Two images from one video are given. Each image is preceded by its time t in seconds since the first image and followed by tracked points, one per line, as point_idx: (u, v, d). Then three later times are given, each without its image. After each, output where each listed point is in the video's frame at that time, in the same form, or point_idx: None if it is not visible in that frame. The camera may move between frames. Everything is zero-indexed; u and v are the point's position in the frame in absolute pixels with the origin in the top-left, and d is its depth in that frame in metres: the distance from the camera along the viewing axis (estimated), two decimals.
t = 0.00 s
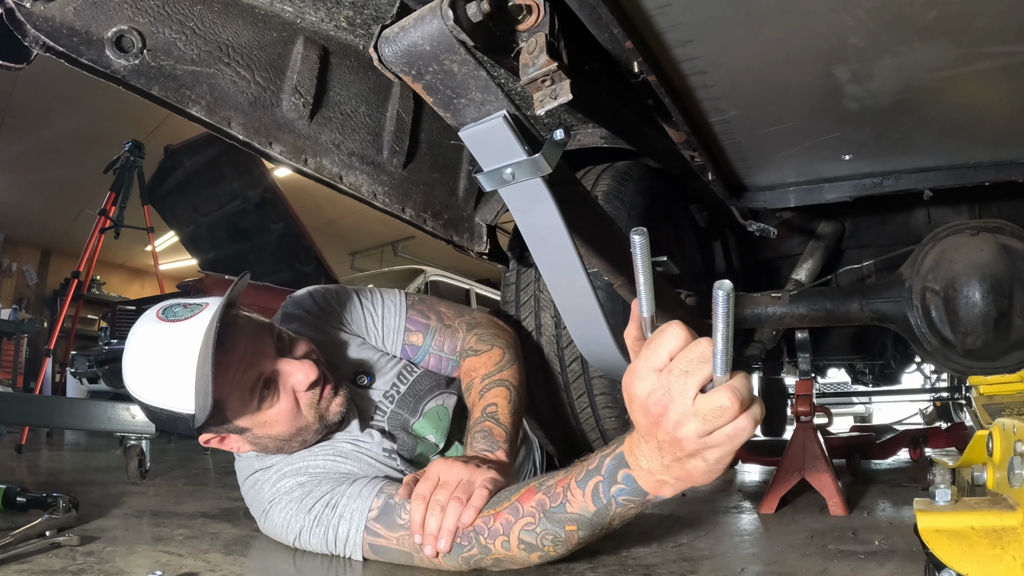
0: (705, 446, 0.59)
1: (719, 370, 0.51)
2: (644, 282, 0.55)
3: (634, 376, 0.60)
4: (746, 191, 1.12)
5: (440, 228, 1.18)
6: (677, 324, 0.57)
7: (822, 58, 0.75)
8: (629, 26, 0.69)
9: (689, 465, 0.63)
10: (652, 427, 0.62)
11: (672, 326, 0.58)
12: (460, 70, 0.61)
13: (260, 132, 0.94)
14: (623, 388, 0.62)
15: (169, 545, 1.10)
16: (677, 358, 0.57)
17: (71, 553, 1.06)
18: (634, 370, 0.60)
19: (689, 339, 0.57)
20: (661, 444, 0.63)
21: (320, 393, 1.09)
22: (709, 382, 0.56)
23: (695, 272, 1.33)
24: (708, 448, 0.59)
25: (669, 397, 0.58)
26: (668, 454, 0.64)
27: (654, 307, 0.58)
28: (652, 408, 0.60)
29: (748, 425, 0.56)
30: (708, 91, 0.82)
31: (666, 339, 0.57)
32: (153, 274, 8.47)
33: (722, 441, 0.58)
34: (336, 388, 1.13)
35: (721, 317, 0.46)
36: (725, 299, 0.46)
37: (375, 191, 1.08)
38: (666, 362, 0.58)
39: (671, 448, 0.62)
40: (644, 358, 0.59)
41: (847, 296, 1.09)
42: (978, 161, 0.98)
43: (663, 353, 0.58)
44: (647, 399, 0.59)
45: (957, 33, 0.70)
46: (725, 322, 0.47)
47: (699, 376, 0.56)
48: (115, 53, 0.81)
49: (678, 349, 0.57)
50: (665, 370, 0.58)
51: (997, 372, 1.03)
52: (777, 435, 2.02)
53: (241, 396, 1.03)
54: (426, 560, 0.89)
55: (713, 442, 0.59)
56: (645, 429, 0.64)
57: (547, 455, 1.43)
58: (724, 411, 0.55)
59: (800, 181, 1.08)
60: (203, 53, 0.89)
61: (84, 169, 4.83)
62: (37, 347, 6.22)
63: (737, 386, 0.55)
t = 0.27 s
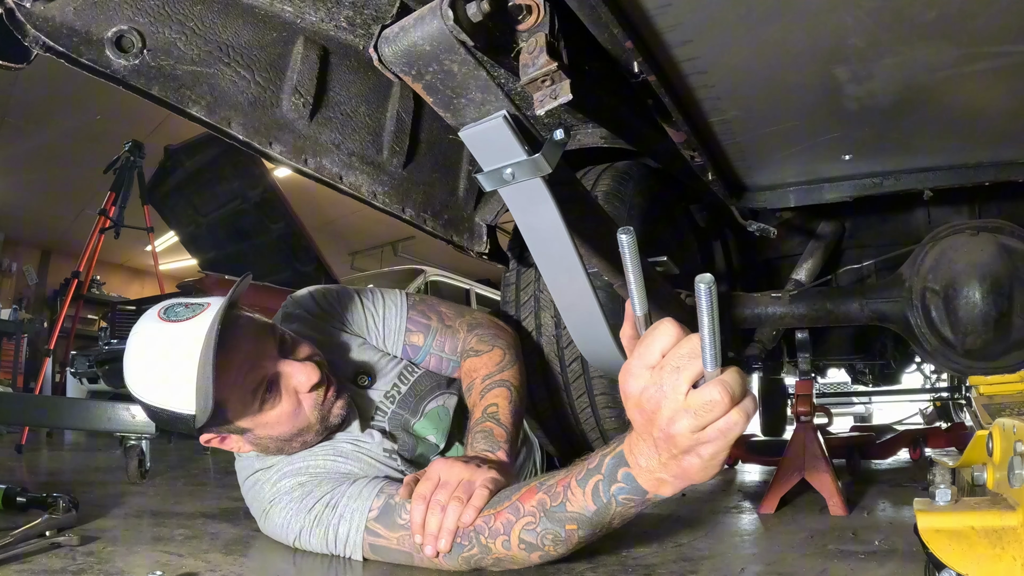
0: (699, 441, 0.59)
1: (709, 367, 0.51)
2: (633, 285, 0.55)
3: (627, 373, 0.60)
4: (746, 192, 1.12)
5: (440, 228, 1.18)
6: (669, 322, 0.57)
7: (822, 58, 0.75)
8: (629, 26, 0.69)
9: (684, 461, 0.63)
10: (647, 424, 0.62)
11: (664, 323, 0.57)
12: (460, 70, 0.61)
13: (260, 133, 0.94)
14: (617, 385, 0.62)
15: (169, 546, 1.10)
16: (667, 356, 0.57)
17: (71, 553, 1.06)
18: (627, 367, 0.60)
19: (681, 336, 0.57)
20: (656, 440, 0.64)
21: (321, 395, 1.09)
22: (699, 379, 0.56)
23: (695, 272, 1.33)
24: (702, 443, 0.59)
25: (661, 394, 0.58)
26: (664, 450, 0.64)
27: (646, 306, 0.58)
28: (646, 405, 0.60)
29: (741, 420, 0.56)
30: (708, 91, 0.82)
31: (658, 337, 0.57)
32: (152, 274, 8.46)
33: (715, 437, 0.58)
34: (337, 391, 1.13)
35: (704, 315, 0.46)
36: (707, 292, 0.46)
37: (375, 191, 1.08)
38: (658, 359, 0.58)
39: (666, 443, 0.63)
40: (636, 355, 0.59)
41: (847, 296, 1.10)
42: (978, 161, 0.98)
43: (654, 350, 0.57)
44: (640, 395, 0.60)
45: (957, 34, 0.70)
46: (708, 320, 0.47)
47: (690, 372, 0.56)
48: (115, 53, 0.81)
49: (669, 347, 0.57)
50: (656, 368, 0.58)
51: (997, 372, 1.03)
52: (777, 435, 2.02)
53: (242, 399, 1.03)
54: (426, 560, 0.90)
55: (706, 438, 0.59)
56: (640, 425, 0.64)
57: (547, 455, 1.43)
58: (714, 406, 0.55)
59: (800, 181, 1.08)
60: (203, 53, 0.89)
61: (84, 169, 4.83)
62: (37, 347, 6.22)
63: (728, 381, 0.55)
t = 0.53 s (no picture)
0: (699, 442, 0.59)
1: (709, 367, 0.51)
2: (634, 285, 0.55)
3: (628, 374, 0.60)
4: (746, 191, 1.12)
5: (440, 228, 1.18)
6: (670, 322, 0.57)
7: (822, 58, 0.75)
8: (629, 26, 0.69)
9: (684, 462, 0.63)
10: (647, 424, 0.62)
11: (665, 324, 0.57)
12: (460, 70, 0.61)
13: (260, 133, 0.94)
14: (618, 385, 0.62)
15: (169, 545, 1.10)
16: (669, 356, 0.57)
17: (71, 553, 1.06)
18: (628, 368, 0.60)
19: (681, 337, 0.57)
20: (656, 440, 0.64)
21: (321, 399, 1.09)
22: (700, 379, 0.56)
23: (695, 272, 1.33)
24: (702, 444, 0.59)
25: (661, 394, 0.58)
26: (664, 451, 0.64)
27: (646, 306, 0.58)
28: (646, 405, 0.60)
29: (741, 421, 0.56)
30: (708, 91, 0.82)
31: (658, 337, 0.57)
32: (153, 274, 8.46)
33: (715, 438, 0.58)
34: (338, 393, 1.13)
35: (704, 314, 0.46)
36: (707, 293, 0.46)
37: (375, 191, 1.08)
38: (658, 360, 0.58)
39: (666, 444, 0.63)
40: (637, 356, 0.59)
41: (847, 296, 1.09)
42: (978, 161, 0.98)
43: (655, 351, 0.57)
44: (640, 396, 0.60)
45: (957, 33, 0.70)
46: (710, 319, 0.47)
47: (690, 373, 0.56)
48: (115, 53, 0.81)
49: (670, 348, 0.57)
50: (657, 368, 0.58)
51: (997, 372, 1.03)
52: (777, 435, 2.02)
53: (243, 401, 1.03)
54: (426, 560, 0.89)
55: (706, 438, 0.59)
56: (640, 426, 0.64)
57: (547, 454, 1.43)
58: (714, 407, 0.55)
59: (800, 181, 1.08)
60: (203, 53, 0.88)
61: (84, 169, 4.83)
62: (37, 347, 6.22)
63: (728, 381, 0.55)
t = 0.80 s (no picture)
0: (693, 443, 0.59)
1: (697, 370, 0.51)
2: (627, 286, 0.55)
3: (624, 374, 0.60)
4: (746, 192, 1.12)
5: (440, 228, 1.18)
6: (663, 323, 0.57)
7: (822, 58, 0.75)
8: (629, 26, 0.69)
9: (681, 462, 0.63)
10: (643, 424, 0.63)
11: (659, 325, 0.57)
12: (460, 70, 0.61)
13: (260, 133, 0.94)
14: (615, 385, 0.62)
15: (169, 545, 1.11)
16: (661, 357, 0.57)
17: (71, 553, 1.06)
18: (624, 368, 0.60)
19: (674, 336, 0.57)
20: (653, 440, 0.64)
21: (322, 397, 1.09)
22: (691, 380, 0.56)
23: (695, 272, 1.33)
24: (696, 444, 0.59)
25: (654, 395, 0.58)
26: (662, 450, 0.64)
27: (644, 305, 0.58)
28: (641, 405, 0.60)
29: (733, 422, 0.56)
30: (708, 91, 0.82)
31: (651, 337, 0.57)
32: (153, 274, 8.46)
33: (708, 438, 0.58)
34: (338, 392, 1.13)
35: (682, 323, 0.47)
36: (681, 300, 0.45)
37: (375, 191, 1.08)
38: (652, 361, 0.58)
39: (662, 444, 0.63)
40: (632, 356, 0.59)
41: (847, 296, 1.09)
42: (978, 161, 0.98)
43: (648, 352, 0.58)
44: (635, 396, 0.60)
45: (957, 34, 0.70)
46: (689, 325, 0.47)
47: (682, 373, 0.56)
48: (115, 53, 0.81)
49: (663, 348, 0.57)
50: (650, 368, 0.58)
51: (997, 372, 1.03)
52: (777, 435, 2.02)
53: (243, 401, 1.02)
54: (426, 560, 0.89)
55: (699, 439, 0.59)
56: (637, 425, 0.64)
57: (547, 454, 1.44)
58: (704, 408, 0.55)
59: (800, 181, 1.08)
60: (203, 53, 0.88)
61: (84, 169, 4.83)
62: (37, 347, 6.22)
63: (717, 382, 0.55)
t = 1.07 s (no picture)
0: (689, 442, 0.59)
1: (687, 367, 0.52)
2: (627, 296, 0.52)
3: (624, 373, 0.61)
4: (746, 191, 1.12)
5: (440, 228, 1.18)
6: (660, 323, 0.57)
7: (822, 58, 0.75)
8: (629, 26, 0.69)
9: (680, 462, 0.63)
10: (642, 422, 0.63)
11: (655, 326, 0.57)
12: (460, 70, 0.61)
13: (260, 133, 0.94)
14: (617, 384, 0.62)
15: (169, 545, 1.11)
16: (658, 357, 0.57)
17: (71, 553, 1.06)
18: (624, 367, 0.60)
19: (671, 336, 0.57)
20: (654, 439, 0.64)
21: (318, 397, 1.08)
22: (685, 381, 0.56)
23: (695, 272, 1.33)
24: (691, 444, 0.59)
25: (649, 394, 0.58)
26: (661, 449, 0.64)
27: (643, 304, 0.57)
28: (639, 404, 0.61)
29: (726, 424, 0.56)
30: (708, 91, 0.82)
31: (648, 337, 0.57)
32: (153, 274, 8.46)
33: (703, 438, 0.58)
34: (337, 392, 1.13)
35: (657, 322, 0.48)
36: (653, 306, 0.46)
37: (375, 191, 1.08)
38: (648, 361, 0.58)
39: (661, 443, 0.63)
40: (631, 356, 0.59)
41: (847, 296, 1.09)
42: (978, 161, 0.98)
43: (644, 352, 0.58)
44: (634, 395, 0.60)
45: (957, 34, 0.70)
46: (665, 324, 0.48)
47: (676, 372, 0.56)
48: (116, 53, 0.81)
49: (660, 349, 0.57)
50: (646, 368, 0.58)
51: (998, 372, 1.02)
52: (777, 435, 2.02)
53: (237, 401, 1.04)
54: (426, 560, 0.89)
55: (695, 438, 0.59)
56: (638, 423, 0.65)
57: (547, 455, 1.44)
58: (695, 408, 0.55)
59: (800, 181, 1.08)
60: (203, 53, 0.88)
61: (84, 169, 4.83)
62: (37, 347, 6.22)
63: (711, 381, 0.55)
